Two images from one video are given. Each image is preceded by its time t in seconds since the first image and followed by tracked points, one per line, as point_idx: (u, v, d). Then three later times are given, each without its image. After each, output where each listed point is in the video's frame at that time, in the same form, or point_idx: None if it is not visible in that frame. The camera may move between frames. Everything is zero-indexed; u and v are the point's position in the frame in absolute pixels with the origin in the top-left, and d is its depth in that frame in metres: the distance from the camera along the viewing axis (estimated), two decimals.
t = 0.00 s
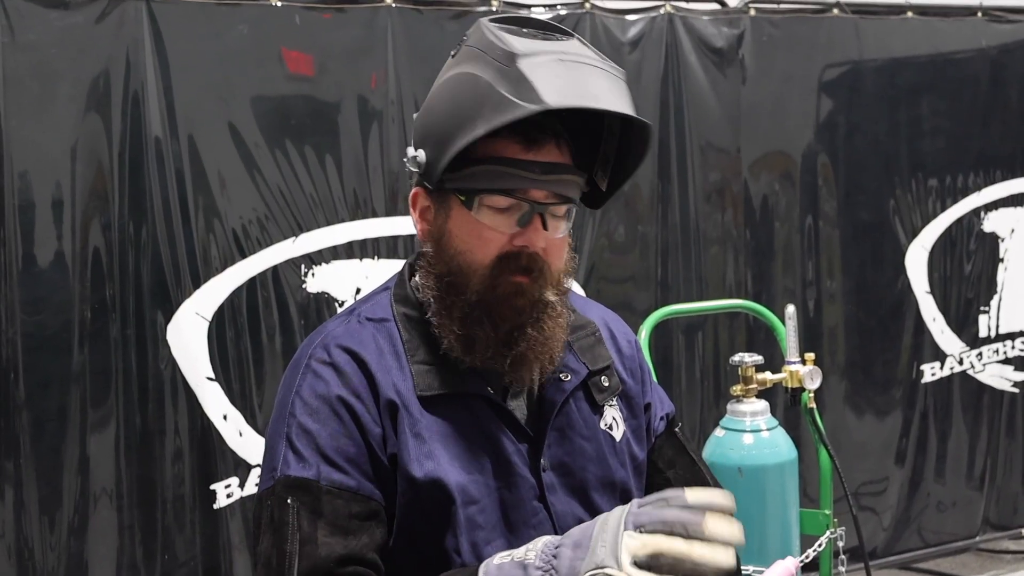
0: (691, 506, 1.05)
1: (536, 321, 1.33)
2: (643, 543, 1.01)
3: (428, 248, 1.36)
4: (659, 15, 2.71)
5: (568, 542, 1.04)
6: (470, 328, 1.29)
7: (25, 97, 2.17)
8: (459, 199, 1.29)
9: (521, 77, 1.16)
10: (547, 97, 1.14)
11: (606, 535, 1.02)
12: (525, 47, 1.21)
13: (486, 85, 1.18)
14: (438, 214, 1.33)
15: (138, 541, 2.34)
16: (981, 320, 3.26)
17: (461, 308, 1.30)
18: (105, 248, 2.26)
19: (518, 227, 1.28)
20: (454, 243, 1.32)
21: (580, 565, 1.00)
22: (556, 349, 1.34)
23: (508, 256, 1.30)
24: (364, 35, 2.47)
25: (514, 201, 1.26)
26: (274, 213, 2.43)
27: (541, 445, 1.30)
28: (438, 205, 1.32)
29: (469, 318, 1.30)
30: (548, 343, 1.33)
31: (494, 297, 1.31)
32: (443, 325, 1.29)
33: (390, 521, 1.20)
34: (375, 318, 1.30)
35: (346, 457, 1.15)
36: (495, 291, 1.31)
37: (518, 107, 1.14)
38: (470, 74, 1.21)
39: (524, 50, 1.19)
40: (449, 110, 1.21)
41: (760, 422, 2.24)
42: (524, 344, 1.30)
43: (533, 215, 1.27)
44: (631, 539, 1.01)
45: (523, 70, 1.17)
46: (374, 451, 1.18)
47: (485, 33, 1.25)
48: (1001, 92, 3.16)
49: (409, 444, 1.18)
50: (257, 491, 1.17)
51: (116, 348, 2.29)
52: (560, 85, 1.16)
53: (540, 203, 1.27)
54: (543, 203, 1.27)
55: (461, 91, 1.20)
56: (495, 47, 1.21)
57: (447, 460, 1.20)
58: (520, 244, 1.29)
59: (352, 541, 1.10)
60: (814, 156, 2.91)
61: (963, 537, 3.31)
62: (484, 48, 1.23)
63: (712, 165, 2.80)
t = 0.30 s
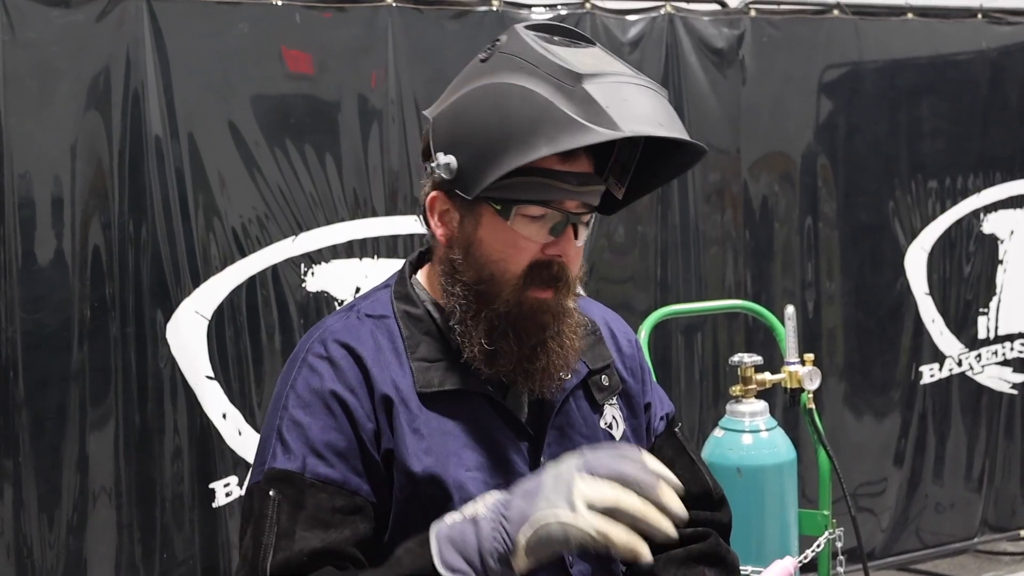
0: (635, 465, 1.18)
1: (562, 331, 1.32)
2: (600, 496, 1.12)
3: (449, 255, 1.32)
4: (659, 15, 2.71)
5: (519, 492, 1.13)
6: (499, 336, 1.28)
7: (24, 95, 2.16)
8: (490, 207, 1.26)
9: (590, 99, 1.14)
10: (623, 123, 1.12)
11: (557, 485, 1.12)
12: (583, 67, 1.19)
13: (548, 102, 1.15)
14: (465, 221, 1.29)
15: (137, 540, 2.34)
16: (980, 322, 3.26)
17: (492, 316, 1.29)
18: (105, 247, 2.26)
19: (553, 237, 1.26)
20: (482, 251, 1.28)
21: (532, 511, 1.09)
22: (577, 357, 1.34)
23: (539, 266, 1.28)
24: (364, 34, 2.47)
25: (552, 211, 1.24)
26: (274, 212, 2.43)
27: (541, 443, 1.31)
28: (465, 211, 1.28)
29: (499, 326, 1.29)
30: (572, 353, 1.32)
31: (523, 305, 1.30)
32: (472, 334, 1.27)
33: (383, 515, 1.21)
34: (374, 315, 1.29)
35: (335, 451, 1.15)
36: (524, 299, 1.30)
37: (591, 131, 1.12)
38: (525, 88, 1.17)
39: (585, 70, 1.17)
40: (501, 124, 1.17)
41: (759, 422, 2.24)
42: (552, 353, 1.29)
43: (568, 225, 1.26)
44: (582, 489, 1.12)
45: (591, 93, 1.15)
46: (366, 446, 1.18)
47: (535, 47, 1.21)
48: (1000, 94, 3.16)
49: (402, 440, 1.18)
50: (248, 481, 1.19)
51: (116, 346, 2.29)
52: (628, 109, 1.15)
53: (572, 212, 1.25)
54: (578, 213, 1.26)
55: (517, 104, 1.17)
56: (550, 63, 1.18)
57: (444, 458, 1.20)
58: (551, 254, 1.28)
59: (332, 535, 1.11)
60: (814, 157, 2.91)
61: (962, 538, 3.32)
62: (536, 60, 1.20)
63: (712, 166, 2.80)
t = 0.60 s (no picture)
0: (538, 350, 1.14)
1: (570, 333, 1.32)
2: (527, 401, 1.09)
3: (459, 256, 1.30)
4: (656, 14, 2.71)
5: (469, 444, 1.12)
6: (511, 339, 1.29)
7: (20, 93, 2.16)
8: (508, 209, 1.25)
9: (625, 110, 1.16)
10: (660, 135, 1.15)
11: (494, 418, 1.10)
12: (614, 78, 1.21)
13: (581, 110, 1.16)
14: (481, 223, 1.27)
15: (133, 539, 2.34)
16: (976, 321, 3.27)
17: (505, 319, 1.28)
18: (102, 245, 2.26)
19: (568, 241, 1.27)
20: (497, 253, 1.27)
21: (488, 453, 1.08)
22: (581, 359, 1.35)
23: (552, 269, 1.28)
24: (361, 33, 2.47)
25: (569, 216, 1.25)
26: (270, 210, 2.43)
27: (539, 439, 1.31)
28: (481, 212, 1.27)
29: (512, 329, 1.29)
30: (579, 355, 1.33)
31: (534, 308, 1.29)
32: (484, 337, 1.27)
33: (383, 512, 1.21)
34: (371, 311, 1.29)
35: (332, 450, 1.15)
36: (537, 303, 1.29)
37: (626, 141, 1.14)
38: (556, 94, 1.18)
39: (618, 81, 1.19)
40: (531, 129, 1.17)
41: (756, 420, 2.24)
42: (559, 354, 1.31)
43: (582, 229, 1.27)
44: (513, 406, 1.09)
45: (625, 105, 1.17)
46: (364, 443, 1.18)
47: (564, 55, 1.22)
48: (997, 93, 3.17)
49: (398, 438, 1.18)
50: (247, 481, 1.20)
51: (112, 345, 2.28)
52: (660, 121, 1.18)
53: (587, 217, 1.26)
54: (590, 217, 1.27)
55: (548, 110, 1.17)
56: (581, 71, 1.20)
57: (441, 454, 1.19)
58: (565, 258, 1.28)
59: (330, 536, 1.12)
60: (811, 156, 2.91)
61: (957, 537, 3.32)
62: (566, 68, 1.21)
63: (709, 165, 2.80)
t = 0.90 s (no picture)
0: (594, 400, 1.13)
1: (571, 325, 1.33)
2: (579, 455, 1.09)
3: (459, 252, 1.30)
4: (653, 14, 2.72)
5: (505, 478, 1.12)
6: (516, 331, 1.29)
7: (16, 93, 2.16)
8: (506, 204, 1.25)
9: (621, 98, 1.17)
10: (658, 121, 1.16)
11: (539, 462, 1.09)
12: (607, 68, 1.21)
13: (577, 100, 1.16)
14: (480, 218, 1.28)
15: (130, 539, 2.34)
16: (973, 320, 3.27)
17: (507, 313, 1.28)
18: (99, 245, 2.26)
19: (567, 234, 1.27)
20: (496, 248, 1.28)
21: (528, 497, 1.08)
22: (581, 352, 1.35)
23: (552, 262, 1.29)
24: (357, 33, 2.47)
25: (568, 210, 1.24)
26: (267, 210, 2.43)
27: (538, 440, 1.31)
28: (479, 207, 1.28)
29: (516, 322, 1.29)
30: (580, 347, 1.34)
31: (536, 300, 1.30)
32: (489, 331, 1.27)
33: (384, 515, 1.21)
34: (371, 313, 1.29)
35: (335, 454, 1.15)
36: (538, 296, 1.29)
37: (624, 128, 1.15)
38: (552, 85, 1.18)
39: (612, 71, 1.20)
40: (528, 121, 1.17)
41: (753, 421, 2.24)
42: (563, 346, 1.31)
43: (580, 222, 1.27)
44: (565, 457, 1.09)
45: (621, 94, 1.18)
46: (365, 446, 1.17)
47: (556, 48, 1.22)
48: (993, 93, 3.17)
49: (400, 441, 1.17)
50: (249, 486, 1.20)
51: (109, 344, 2.28)
52: (655, 109, 1.18)
53: (583, 210, 1.26)
54: (587, 210, 1.26)
55: (544, 102, 1.17)
56: (575, 62, 1.20)
57: (440, 455, 1.19)
58: (564, 251, 1.29)
59: (334, 543, 1.12)
60: (808, 156, 2.92)
61: (954, 536, 3.33)
62: (560, 60, 1.21)
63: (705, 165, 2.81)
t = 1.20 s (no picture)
0: (596, 407, 1.14)
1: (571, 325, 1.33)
2: (579, 461, 1.09)
3: (458, 252, 1.30)
4: (652, 15, 2.71)
5: (505, 481, 1.11)
6: (516, 331, 1.29)
7: (16, 95, 2.16)
8: (506, 205, 1.25)
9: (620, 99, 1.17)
10: (656, 122, 1.16)
11: (540, 467, 1.09)
12: (606, 69, 1.21)
13: (577, 101, 1.16)
14: (479, 218, 1.28)
15: (130, 540, 2.34)
16: (973, 322, 3.27)
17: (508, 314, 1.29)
18: (99, 247, 2.26)
19: (567, 235, 1.27)
20: (496, 248, 1.28)
21: (527, 501, 1.08)
22: (582, 352, 1.35)
23: (552, 262, 1.29)
24: (357, 34, 2.47)
25: (567, 211, 1.24)
26: (267, 211, 2.43)
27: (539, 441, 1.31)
28: (479, 208, 1.27)
29: (516, 322, 1.29)
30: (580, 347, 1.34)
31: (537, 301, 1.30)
32: (489, 331, 1.27)
33: (383, 515, 1.21)
34: (372, 313, 1.29)
35: (334, 454, 1.15)
36: (540, 296, 1.29)
37: (623, 129, 1.15)
38: (551, 86, 1.18)
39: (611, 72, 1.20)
40: (528, 121, 1.17)
41: (753, 422, 2.24)
42: (563, 345, 1.31)
43: (580, 222, 1.27)
44: (565, 462, 1.09)
45: (620, 95, 1.18)
46: (365, 446, 1.17)
47: (556, 49, 1.22)
48: (993, 94, 3.17)
49: (401, 442, 1.17)
50: (247, 485, 1.20)
51: (109, 346, 2.28)
52: (654, 110, 1.18)
53: (583, 211, 1.26)
54: (587, 211, 1.26)
55: (544, 102, 1.17)
56: (574, 64, 1.20)
57: (440, 456, 1.19)
58: (564, 251, 1.29)
59: (333, 543, 1.12)
60: (807, 157, 2.92)
61: (954, 538, 3.32)
62: (559, 61, 1.21)
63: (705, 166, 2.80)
